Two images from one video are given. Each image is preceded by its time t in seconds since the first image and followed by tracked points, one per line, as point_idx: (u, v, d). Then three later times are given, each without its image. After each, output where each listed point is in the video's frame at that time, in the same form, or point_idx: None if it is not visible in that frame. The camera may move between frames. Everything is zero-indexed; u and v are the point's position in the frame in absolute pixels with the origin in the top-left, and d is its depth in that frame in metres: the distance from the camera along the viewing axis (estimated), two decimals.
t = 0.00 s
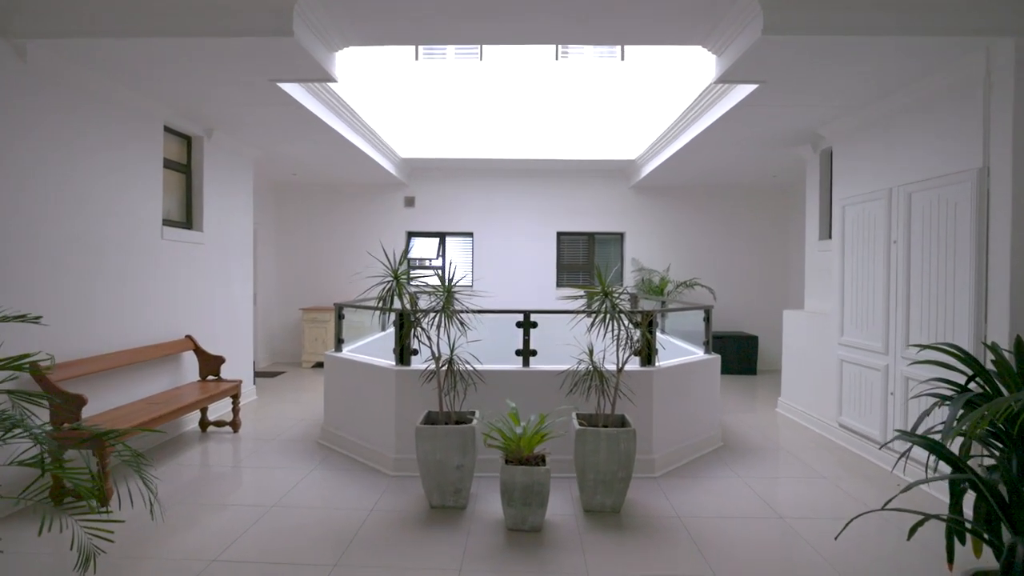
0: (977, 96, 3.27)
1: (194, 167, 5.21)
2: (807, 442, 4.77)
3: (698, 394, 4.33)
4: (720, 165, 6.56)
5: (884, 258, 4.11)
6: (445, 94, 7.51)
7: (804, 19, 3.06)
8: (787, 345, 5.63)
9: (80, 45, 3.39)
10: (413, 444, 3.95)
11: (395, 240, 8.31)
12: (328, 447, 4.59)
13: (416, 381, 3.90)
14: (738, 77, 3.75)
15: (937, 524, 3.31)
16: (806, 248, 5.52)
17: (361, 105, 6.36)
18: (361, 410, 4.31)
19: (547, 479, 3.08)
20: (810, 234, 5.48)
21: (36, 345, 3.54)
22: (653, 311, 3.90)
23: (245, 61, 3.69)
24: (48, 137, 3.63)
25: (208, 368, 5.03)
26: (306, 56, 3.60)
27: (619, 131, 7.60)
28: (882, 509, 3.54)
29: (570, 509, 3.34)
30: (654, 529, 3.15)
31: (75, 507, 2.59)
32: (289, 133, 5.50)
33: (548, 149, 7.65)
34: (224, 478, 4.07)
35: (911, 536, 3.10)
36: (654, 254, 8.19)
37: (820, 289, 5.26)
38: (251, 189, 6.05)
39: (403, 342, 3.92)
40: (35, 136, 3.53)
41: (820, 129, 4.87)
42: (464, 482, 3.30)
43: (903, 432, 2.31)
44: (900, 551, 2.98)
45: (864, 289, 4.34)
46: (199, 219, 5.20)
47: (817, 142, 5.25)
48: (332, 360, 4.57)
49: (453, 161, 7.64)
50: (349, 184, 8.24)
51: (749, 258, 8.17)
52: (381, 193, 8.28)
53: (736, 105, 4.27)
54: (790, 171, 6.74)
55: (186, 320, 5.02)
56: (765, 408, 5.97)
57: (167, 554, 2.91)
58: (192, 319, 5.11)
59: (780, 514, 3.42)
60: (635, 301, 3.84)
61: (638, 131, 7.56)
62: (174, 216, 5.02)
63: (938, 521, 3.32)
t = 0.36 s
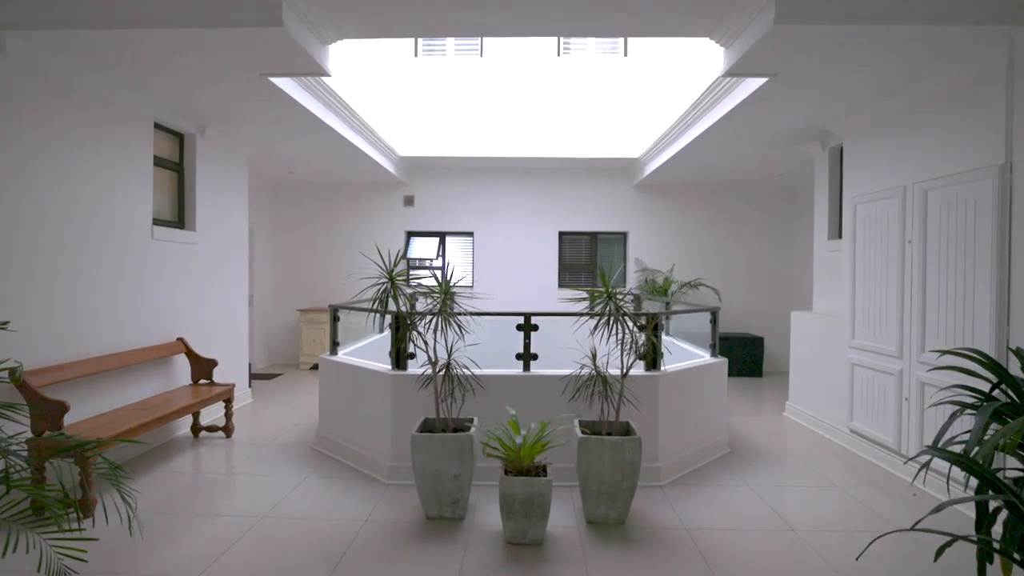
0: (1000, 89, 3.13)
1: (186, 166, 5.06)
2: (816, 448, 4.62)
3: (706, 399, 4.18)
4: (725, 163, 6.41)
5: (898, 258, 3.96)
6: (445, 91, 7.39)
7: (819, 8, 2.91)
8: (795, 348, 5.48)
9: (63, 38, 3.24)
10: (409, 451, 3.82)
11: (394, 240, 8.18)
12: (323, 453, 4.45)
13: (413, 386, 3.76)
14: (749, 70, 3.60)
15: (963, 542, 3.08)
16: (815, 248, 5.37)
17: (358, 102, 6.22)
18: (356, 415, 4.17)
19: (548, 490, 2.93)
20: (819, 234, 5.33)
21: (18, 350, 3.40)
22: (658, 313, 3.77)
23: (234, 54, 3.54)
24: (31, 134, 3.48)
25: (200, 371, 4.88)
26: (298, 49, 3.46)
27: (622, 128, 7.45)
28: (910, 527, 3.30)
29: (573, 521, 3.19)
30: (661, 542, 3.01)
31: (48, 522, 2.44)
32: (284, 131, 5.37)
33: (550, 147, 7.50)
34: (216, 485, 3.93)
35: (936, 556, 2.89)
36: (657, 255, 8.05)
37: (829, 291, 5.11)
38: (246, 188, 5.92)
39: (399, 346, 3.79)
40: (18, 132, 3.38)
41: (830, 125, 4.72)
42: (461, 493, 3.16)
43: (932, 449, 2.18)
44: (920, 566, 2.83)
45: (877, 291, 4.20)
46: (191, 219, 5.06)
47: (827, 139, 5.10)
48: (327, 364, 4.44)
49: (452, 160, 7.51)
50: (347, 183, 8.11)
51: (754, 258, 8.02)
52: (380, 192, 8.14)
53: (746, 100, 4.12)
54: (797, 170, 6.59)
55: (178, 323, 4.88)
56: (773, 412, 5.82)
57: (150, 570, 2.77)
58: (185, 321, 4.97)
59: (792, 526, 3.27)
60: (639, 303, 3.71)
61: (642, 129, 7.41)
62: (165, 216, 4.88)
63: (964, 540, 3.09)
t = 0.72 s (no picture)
0: None
1: (179, 162, 4.91)
2: (830, 455, 4.45)
3: (716, 405, 4.02)
4: (733, 160, 6.25)
5: (918, 258, 3.79)
6: (446, 88, 7.24)
7: None
8: (806, 351, 5.32)
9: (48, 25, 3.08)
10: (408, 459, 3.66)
11: (394, 239, 8.02)
12: (319, 459, 4.30)
13: (411, 391, 3.61)
14: (764, 61, 3.43)
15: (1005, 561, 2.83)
16: (827, 247, 5.21)
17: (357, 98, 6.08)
18: (353, 421, 4.02)
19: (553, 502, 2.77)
20: (831, 233, 5.16)
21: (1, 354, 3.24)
22: (668, 316, 3.60)
23: (228, 44, 3.38)
24: (14, 127, 3.33)
25: (193, 374, 4.70)
26: (291, 39, 3.30)
27: (627, 125, 7.29)
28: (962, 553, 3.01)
29: (579, 534, 3.03)
30: (672, 556, 2.85)
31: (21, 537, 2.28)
32: (280, 127, 5.22)
33: (553, 144, 7.34)
34: (208, 493, 3.77)
35: None
36: (662, 254, 7.89)
37: (842, 292, 4.94)
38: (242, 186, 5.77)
39: (397, 349, 3.63)
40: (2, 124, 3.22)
41: (844, 120, 4.55)
42: (461, 504, 3.01)
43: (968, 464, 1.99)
44: None
45: (895, 293, 4.03)
46: (185, 217, 4.91)
47: (840, 135, 4.93)
48: (323, 367, 4.28)
49: (454, 158, 7.35)
50: (346, 181, 7.96)
51: (761, 258, 7.85)
52: (380, 191, 7.99)
53: (760, 92, 3.95)
54: (807, 167, 6.43)
55: (171, 324, 4.73)
56: (782, 416, 5.66)
57: None
58: (179, 323, 4.81)
59: (809, 539, 3.11)
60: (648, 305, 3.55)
61: (648, 126, 7.25)
62: (158, 214, 4.73)
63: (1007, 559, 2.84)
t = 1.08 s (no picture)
0: None
1: (175, 161, 4.78)
2: (845, 462, 4.31)
3: (729, 411, 3.87)
4: (743, 159, 6.11)
5: (939, 259, 3.64)
6: (448, 85, 7.12)
7: None
8: (820, 355, 5.17)
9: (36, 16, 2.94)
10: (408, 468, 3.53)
11: (396, 240, 7.89)
12: (318, 467, 4.17)
13: (413, 397, 3.47)
14: (781, 54, 3.29)
15: None
16: (840, 248, 5.06)
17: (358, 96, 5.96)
18: (352, 427, 3.88)
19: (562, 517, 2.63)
20: (845, 233, 5.01)
21: None
22: (680, 319, 3.48)
23: (223, 36, 3.24)
24: None
25: (188, 379, 4.56)
26: (288, 31, 3.17)
27: (634, 123, 7.15)
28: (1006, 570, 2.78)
29: (588, 549, 2.89)
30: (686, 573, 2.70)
31: None
32: (279, 125, 5.10)
33: (558, 143, 7.20)
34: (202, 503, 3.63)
35: None
36: (669, 255, 7.74)
37: (857, 294, 4.80)
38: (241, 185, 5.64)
39: (398, 354, 3.50)
40: None
41: (860, 117, 4.41)
42: (465, 517, 2.87)
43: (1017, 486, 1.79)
44: None
45: (915, 295, 3.88)
46: (181, 218, 4.77)
47: (855, 133, 4.78)
48: (322, 371, 4.16)
49: (457, 157, 7.22)
50: (347, 181, 7.83)
51: (770, 259, 7.70)
52: (381, 191, 7.86)
53: (776, 87, 3.80)
54: (818, 165, 6.27)
55: (167, 328, 4.61)
56: (793, 421, 5.50)
57: None
58: (175, 326, 4.68)
59: (830, 553, 2.96)
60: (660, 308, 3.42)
61: (654, 124, 7.11)
62: (153, 214, 4.61)
63: None
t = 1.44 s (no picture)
0: None
1: (178, 161, 4.71)
2: (866, 470, 4.15)
3: (745, 418, 3.73)
4: (757, 156, 5.95)
5: (969, 259, 3.48)
6: (454, 84, 7.02)
7: None
8: (837, 359, 5.01)
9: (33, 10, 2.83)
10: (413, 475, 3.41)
11: (403, 240, 7.80)
12: (321, 473, 4.08)
13: (417, 402, 3.36)
14: (801, 45, 3.14)
15: None
16: (859, 247, 4.90)
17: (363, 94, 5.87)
18: (356, 433, 3.78)
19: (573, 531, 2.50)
20: (865, 232, 4.84)
21: None
22: (695, 322, 3.34)
23: (225, 31, 3.13)
24: None
25: (191, 381, 4.47)
26: (288, 24, 3.06)
27: (644, 121, 7.01)
28: None
29: (599, 563, 2.76)
30: None
31: None
32: (284, 124, 5.01)
33: (567, 141, 7.07)
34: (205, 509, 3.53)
35: None
36: (680, 255, 7.59)
37: (878, 296, 4.63)
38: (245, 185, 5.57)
39: (402, 358, 3.39)
40: None
41: (881, 111, 4.25)
42: (471, 529, 2.75)
43: None
44: None
45: (943, 298, 3.71)
46: (184, 218, 4.69)
47: (876, 128, 4.62)
48: (325, 375, 4.06)
49: (464, 156, 7.12)
50: (353, 180, 7.75)
51: (784, 259, 7.53)
52: (388, 190, 7.77)
53: (795, 81, 3.64)
54: (835, 162, 6.10)
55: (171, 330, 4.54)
56: (810, 426, 5.34)
57: None
58: (178, 327, 4.60)
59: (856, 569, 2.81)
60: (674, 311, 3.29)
61: (665, 122, 6.97)
62: (156, 214, 4.53)
63: None
